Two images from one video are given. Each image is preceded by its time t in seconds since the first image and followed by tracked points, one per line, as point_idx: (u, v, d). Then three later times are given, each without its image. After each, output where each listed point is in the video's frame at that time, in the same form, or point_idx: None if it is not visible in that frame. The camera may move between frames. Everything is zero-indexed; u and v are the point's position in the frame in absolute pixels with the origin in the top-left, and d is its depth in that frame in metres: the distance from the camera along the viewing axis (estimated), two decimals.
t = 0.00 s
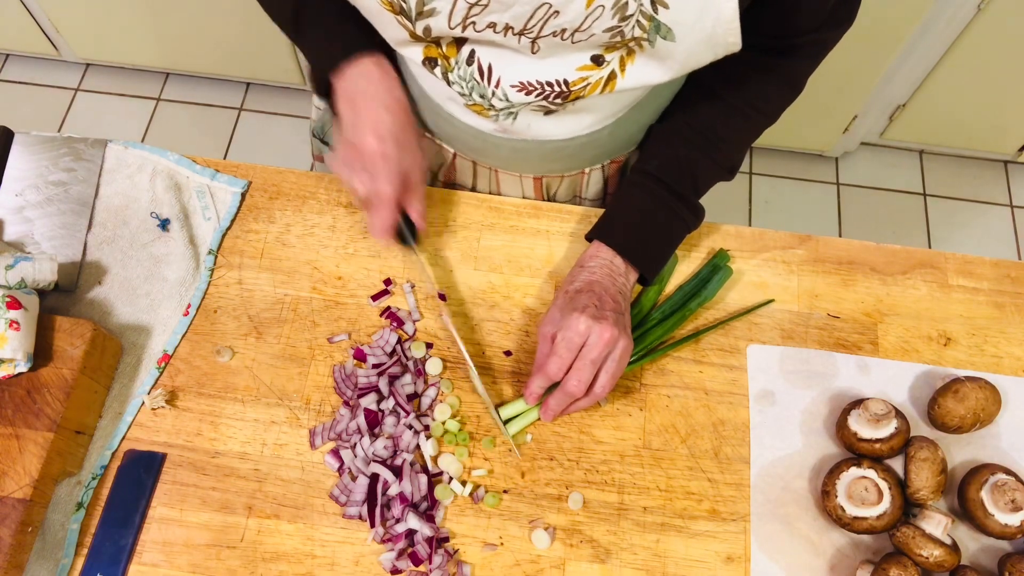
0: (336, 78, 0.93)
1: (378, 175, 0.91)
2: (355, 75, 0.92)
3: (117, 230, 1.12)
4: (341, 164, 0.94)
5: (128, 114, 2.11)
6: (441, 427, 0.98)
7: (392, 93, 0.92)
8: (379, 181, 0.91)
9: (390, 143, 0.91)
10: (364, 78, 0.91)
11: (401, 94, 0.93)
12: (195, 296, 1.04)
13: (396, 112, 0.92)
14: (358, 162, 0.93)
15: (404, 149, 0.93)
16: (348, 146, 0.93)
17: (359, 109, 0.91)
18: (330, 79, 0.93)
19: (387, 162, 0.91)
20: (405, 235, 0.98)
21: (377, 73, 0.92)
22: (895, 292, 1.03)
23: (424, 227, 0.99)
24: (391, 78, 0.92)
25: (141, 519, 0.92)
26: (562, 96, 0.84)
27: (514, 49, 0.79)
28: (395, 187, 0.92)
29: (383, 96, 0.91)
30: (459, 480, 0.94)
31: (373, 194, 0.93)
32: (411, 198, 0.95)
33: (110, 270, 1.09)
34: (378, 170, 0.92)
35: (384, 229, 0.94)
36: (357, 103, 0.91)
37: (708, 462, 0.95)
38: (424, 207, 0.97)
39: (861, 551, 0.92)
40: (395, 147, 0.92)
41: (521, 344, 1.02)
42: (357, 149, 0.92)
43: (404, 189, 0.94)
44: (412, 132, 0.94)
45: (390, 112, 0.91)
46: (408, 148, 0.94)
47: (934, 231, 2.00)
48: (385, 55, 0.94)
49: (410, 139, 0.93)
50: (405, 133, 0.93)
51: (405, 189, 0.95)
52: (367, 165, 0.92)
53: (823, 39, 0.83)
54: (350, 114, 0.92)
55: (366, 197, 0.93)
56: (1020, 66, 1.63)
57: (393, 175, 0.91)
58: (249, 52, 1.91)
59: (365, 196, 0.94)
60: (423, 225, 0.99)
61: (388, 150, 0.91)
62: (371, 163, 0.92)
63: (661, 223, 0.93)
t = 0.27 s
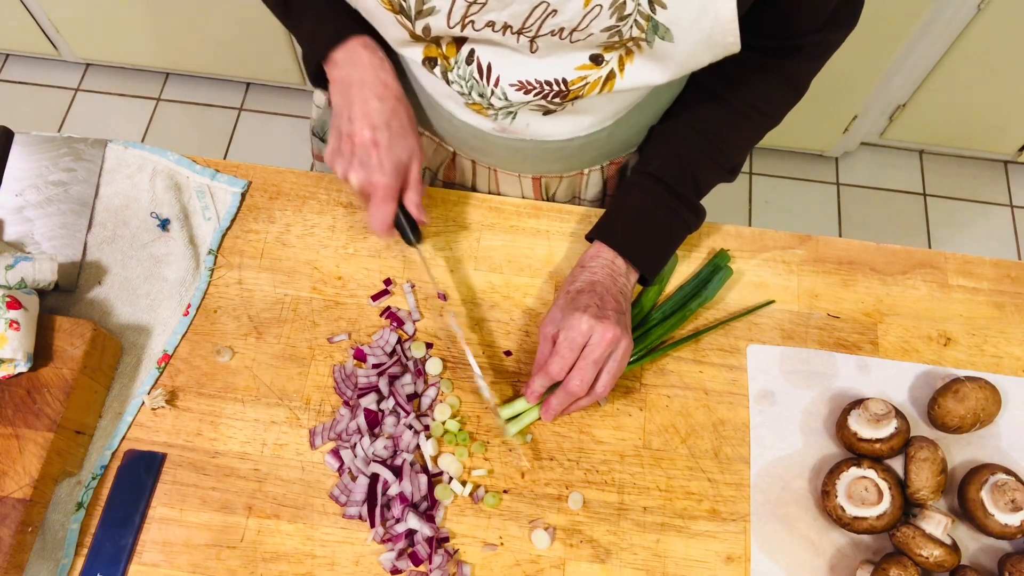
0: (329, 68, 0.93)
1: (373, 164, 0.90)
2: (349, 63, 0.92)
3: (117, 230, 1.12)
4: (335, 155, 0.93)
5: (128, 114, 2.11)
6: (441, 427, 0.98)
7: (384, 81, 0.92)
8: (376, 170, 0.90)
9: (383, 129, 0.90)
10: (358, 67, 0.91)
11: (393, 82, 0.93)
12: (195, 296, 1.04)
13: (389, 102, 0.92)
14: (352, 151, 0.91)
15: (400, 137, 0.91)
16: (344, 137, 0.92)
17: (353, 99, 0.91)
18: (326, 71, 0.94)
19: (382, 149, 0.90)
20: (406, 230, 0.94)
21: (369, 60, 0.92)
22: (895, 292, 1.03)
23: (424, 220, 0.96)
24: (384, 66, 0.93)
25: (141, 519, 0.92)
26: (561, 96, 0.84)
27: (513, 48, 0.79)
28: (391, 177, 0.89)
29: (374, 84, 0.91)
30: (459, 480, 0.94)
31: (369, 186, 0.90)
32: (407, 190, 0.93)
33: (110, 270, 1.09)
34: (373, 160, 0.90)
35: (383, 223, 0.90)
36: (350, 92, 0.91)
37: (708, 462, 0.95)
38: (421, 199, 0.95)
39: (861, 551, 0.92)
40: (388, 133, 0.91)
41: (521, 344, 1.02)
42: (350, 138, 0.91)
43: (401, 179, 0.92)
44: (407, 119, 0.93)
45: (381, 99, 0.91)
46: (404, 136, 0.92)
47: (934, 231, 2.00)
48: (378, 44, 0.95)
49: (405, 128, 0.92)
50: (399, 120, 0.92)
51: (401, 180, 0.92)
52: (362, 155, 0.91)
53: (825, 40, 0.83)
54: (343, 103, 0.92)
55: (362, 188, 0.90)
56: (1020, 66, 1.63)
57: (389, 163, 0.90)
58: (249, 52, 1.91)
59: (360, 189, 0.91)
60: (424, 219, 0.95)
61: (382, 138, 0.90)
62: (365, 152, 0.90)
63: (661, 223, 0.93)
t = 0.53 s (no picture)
0: (352, 105, 0.93)
1: (399, 203, 0.90)
2: (372, 100, 0.92)
3: (117, 230, 1.12)
4: (359, 191, 0.93)
5: (129, 114, 2.11)
6: (441, 427, 0.98)
7: (410, 119, 0.92)
8: (402, 210, 0.90)
9: (409, 167, 0.91)
10: (383, 105, 0.91)
11: (418, 121, 0.93)
12: (195, 296, 1.04)
13: (413, 139, 0.92)
14: (378, 189, 0.92)
15: (424, 175, 0.92)
16: (368, 174, 0.92)
17: (378, 136, 0.91)
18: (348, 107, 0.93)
19: (408, 189, 0.90)
20: (431, 268, 0.99)
21: (394, 98, 0.92)
22: (895, 292, 1.03)
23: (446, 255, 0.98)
24: (407, 103, 0.93)
25: (141, 519, 0.92)
26: (563, 96, 0.83)
27: (516, 49, 0.79)
28: (416, 217, 0.90)
29: (400, 122, 0.91)
30: (459, 480, 0.94)
31: (394, 224, 0.91)
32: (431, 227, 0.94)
33: (110, 270, 1.09)
34: (399, 199, 0.90)
35: (407, 261, 0.91)
36: (375, 129, 0.91)
37: (708, 462, 0.95)
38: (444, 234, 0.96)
39: (861, 551, 0.92)
40: (413, 171, 0.91)
41: (521, 344, 1.02)
42: (375, 175, 0.91)
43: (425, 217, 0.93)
44: (431, 157, 0.94)
45: (407, 137, 0.91)
46: (428, 174, 0.93)
47: (934, 231, 2.00)
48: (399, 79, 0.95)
49: (429, 166, 0.93)
50: (424, 159, 0.92)
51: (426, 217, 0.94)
52: (388, 194, 0.91)
53: (825, 39, 0.83)
54: (368, 140, 0.92)
55: (387, 227, 0.91)
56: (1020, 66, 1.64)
57: (415, 203, 0.90)
58: (249, 52, 1.91)
59: (385, 227, 0.92)
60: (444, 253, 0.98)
61: (408, 177, 0.91)
62: (392, 191, 0.91)
63: (661, 223, 0.93)
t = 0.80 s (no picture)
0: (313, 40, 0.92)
1: (355, 136, 0.91)
2: (334, 38, 0.91)
3: (117, 230, 1.12)
4: (318, 127, 0.94)
5: (129, 114, 2.11)
6: (441, 427, 0.98)
7: (368, 55, 0.92)
8: (358, 145, 0.92)
9: (367, 104, 0.92)
10: (340, 39, 0.91)
11: (377, 55, 0.93)
12: (195, 296, 1.04)
13: (373, 76, 0.92)
14: (335, 124, 0.93)
15: (383, 109, 0.93)
16: (326, 110, 0.93)
17: (336, 70, 0.91)
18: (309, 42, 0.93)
19: (364, 123, 0.91)
20: (388, 203, 0.96)
21: (353, 34, 0.91)
22: (895, 292, 1.03)
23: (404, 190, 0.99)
24: (367, 39, 0.92)
25: (141, 519, 0.92)
26: (568, 96, 0.83)
27: (519, 48, 0.79)
28: (373, 150, 0.92)
29: (359, 57, 0.91)
30: (459, 480, 0.94)
31: (351, 158, 0.93)
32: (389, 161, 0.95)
33: (110, 270, 1.09)
34: (355, 133, 0.92)
35: (365, 196, 0.94)
36: (335, 66, 0.91)
37: (708, 462, 0.95)
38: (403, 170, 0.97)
39: (861, 551, 0.92)
40: (372, 107, 0.92)
41: (521, 344, 1.02)
42: (333, 112, 0.92)
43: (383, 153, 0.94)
44: (390, 93, 0.94)
45: (365, 72, 0.91)
46: (385, 109, 0.93)
47: (934, 231, 2.00)
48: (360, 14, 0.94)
49: (388, 102, 0.93)
50: (383, 94, 0.93)
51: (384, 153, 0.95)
52: (344, 127, 0.92)
53: (827, 41, 0.83)
54: (328, 77, 0.92)
55: (345, 161, 0.93)
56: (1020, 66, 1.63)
57: (371, 138, 0.92)
58: (249, 52, 1.91)
59: (343, 161, 0.93)
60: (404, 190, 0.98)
61: (365, 112, 0.91)
62: (348, 125, 0.92)
63: (662, 223, 0.93)
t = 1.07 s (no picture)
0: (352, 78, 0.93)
1: (396, 174, 0.91)
2: (372, 74, 0.92)
3: (117, 230, 1.12)
4: (358, 163, 0.93)
5: (129, 114, 2.11)
6: (441, 427, 0.98)
7: (409, 92, 0.92)
8: (400, 182, 0.91)
9: (408, 140, 0.91)
10: (381, 76, 0.92)
11: (418, 92, 0.93)
12: (195, 296, 1.04)
13: (415, 113, 0.92)
14: (376, 160, 0.92)
15: (424, 146, 0.92)
16: (367, 146, 0.92)
17: (378, 108, 0.91)
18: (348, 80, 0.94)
19: (407, 160, 0.91)
20: (428, 242, 0.94)
21: (394, 72, 0.92)
22: (895, 292, 1.03)
23: (445, 230, 0.97)
24: (407, 76, 0.93)
25: (141, 519, 0.92)
26: (564, 100, 0.84)
27: (518, 47, 0.79)
28: (414, 188, 0.91)
29: (398, 93, 0.91)
30: (458, 480, 0.94)
31: (392, 196, 0.92)
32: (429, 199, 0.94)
33: (110, 270, 1.09)
34: (397, 170, 0.91)
35: (404, 233, 0.92)
36: (374, 101, 0.91)
37: (708, 462, 0.95)
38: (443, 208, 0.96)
39: (861, 551, 0.92)
40: (414, 143, 0.92)
41: (521, 345, 1.02)
42: (374, 147, 0.92)
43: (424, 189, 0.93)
44: (431, 130, 0.94)
45: (406, 109, 0.91)
46: (427, 145, 0.93)
47: (934, 231, 2.00)
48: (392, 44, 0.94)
49: (429, 139, 0.93)
50: (425, 131, 0.93)
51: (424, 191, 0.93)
52: (386, 165, 0.91)
53: (829, 41, 0.83)
54: (367, 112, 0.92)
55: (386, 198, 0.92)
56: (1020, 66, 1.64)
57: (414, 175, 0.91)
58: (250, 53, 1.91)
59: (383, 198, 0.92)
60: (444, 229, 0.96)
61: (406, 148, 0.91)
62: (389, 161, 0.91)
63: (662, 223, 0.93)
